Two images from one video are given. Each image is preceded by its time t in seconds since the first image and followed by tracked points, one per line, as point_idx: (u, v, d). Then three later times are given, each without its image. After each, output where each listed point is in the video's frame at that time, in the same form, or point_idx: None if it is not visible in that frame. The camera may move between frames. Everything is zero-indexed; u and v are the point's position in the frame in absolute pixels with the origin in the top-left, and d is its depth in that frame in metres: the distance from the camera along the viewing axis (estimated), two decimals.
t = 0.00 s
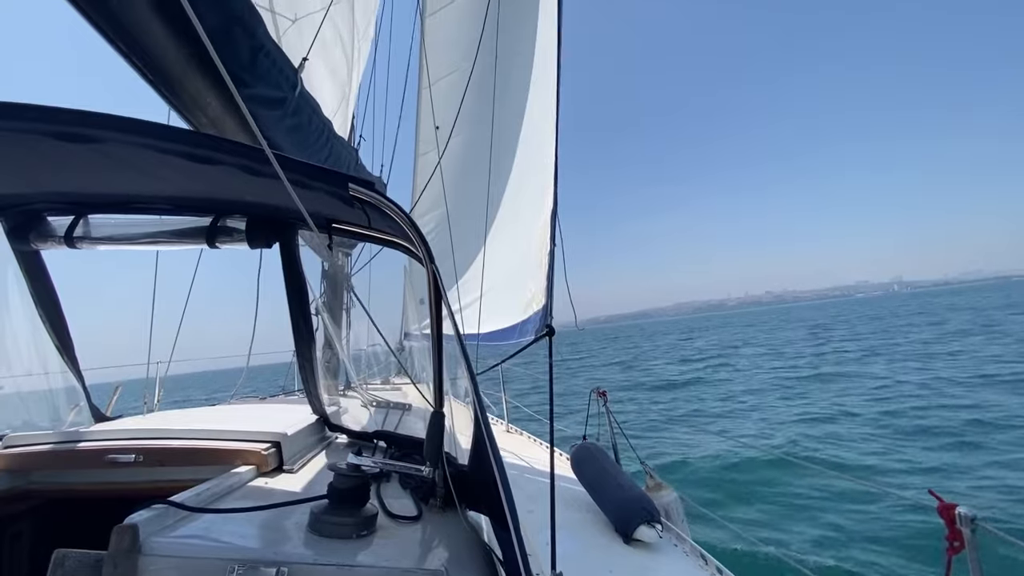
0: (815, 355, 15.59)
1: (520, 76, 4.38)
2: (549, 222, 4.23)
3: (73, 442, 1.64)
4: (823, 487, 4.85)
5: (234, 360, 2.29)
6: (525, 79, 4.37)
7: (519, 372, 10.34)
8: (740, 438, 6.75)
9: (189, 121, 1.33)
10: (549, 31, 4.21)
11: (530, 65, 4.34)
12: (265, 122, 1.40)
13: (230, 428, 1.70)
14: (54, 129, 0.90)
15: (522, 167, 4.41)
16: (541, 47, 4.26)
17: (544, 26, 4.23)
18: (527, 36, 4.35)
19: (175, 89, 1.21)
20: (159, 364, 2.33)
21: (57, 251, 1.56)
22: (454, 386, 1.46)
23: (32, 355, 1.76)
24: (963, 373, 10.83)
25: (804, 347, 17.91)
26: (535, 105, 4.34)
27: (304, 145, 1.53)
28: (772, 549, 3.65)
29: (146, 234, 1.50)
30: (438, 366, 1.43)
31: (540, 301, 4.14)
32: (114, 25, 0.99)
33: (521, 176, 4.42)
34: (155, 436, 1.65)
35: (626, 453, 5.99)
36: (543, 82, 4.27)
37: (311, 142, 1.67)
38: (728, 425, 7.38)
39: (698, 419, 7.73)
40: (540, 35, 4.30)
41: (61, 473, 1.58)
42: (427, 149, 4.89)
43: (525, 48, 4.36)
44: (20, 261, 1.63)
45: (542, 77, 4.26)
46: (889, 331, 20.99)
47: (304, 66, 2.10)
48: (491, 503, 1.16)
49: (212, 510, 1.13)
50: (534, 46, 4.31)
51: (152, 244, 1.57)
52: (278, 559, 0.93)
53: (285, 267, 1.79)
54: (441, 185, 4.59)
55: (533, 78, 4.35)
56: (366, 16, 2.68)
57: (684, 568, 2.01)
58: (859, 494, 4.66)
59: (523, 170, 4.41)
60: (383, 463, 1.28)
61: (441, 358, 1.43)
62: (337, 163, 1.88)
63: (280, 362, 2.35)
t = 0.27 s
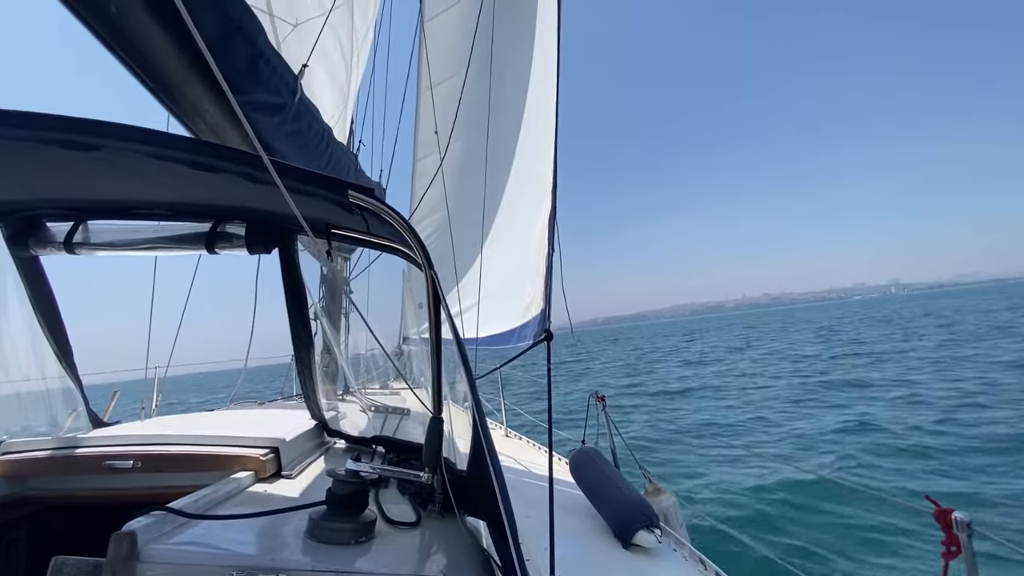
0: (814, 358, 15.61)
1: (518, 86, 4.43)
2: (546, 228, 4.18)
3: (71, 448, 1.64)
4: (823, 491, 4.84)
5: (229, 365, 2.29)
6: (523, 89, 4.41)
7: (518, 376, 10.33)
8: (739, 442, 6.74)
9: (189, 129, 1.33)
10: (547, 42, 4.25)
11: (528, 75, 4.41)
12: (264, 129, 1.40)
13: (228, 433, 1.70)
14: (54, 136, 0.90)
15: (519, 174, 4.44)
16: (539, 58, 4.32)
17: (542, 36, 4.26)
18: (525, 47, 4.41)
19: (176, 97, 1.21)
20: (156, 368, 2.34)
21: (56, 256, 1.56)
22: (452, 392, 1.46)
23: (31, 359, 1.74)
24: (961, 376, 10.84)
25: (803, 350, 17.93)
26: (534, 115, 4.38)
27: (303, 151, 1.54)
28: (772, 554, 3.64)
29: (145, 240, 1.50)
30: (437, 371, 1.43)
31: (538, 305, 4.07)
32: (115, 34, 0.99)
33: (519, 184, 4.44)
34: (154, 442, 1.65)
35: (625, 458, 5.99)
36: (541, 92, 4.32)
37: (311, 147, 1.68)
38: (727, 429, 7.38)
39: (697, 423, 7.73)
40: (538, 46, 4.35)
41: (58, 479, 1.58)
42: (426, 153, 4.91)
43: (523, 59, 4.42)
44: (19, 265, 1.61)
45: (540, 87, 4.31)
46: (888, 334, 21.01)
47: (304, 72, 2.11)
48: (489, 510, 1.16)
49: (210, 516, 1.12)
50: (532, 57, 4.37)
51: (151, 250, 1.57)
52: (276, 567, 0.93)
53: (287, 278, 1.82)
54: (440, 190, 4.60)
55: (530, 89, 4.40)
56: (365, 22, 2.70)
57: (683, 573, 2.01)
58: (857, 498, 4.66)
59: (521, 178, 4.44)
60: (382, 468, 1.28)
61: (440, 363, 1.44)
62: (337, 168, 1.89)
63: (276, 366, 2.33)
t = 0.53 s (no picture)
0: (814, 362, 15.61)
1: (516, 86, 4.36)
2: (544, 231, 4.10)
3: (67, 452, 1.64)
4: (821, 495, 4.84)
5: (228, 367, 2.30)
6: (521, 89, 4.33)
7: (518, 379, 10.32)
8: (738, 446, 6.74)
9: (186, 133, 1.34)
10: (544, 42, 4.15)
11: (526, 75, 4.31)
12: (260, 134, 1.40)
13: (225, 438, 1.70)
14: (52, 142, 0.90)
15: (518, 177, 4.40)
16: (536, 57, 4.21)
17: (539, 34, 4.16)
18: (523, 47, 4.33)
19: (172, 102, 1.22)
20: (155, 371, 2.34)
21: (54, 261, 1.56)
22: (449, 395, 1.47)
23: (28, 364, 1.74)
24: (960, 379, 10.82)
25: (802, 353, 17.92)
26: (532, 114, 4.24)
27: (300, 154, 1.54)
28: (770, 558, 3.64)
29: (141, 244, 1.50)
30: (433, 375, 1.44)
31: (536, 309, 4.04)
32: (111, 40, 1.00)
33: (517, 187, 4.40)
34: (150, 446, 1.65)
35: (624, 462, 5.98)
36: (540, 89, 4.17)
37: (307, 151, 1.68)
38: (725, 433, 7.37)
39: (696, 427, 7.73)
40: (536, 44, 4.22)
41: (54, 484, 1.58)
42: (425, 157, 4.92)
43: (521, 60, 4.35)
44: (16, 270, 1.62)
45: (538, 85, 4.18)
46: (887, 337, 21.00)
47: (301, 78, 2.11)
48: (485, 515, 1.16)
49: (205, 521, 1.12)
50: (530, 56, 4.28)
51: (148, 255, 1.57)
52: (271, 572, 0.93)
53: (286, 285, 1.82)
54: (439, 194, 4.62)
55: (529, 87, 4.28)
56: (363, 26, 2.71)
57: None
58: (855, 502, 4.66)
59: (519, 180, 4.39)
60: (378, 473, 1.28)
61: (436, 367, 1.44)
62: (334, 172, 1.90)
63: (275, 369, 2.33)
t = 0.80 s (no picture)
0: (813, 364, 15.60)
1: (516, 88, 4.35)
2: (544, 234, 4.10)
3: (63, 454, 1.63)
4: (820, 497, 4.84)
5: (229, 366, 2.28)
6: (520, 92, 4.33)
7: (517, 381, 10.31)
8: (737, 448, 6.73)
9: (184, 134, 1.34)
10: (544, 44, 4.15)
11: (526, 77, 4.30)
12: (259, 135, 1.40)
13: (222, 439, 1.70)
14: (47, 142, 0.90)
15: (518, 179, 4.40)
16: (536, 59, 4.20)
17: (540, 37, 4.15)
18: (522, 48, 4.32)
19: (169, 102, 1.21)
20: (153, 371, 2.31)
21: (51, 262, 1.56)
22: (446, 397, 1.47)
23: (26, 366, 1.75)
24: (960, 382, 10.83)
25: (801, 356, 17.92)
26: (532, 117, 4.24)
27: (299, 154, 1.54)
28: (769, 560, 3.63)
29: (138, 245, 1.50)
30: (431, 376, 1.44)
31: (535, 310, 4.06)
32: (109, 42, 1.00)
33: (518, 189, 4.39)
34: (147, 448, 1.65)
35: (623, 464, 5.97)
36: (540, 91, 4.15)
37: (305, 152, 1.68)
38: (724, 435, 7.37)
39: (695, 430, 7.72)
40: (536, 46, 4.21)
41: (50, 486, 1.57)
42: (425, 159, 4.92)
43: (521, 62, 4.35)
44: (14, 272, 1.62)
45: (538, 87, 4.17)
46: (886, 340, 21.00)
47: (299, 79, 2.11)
48: (482, 517, 1.15)
49: (200, 523, 1.12)
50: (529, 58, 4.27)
51: (145, 256, 1.57)
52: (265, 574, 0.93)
53: (283, 285, 1.83)
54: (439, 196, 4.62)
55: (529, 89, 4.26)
56: (361, 29, 2.71)
57: None
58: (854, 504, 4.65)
59: (519, 182, 4.39)
60: (375, 475, 1.28)
61: (434, 368, 1.44)
62: (332, 173, 1.90)
63: (274, 369, 2.30)
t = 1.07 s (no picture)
0: (815, 367, 15.58)
1: (517, 89, 4.35)
2: (544, 235, 4.11)
3: (62, 453, 1.63)
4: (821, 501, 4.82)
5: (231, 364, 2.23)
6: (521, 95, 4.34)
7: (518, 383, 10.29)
8: (737, 450, 6.73)
9: (185, 134, 1.34)
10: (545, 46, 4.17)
11: (527, 79, 4.32)
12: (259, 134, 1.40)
13: (222, 439, 1.70)
14: (46, 140, 0.90)
15: (518, 181, 4.41)
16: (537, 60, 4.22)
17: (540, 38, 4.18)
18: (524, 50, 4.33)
19: (170, 101, 1.21)
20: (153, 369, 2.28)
21: (52, 261, 1.56)
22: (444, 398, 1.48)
23: (26, 365, 1.74)
24: (962, 385, 10.81)
25: (802, 358, 17.88)
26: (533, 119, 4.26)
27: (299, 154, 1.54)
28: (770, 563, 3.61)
29: (138, 245, 1.50)
30: (430, 376, 1.44)
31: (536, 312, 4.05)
32: (110, 41, 1.00)
33: (518, 191, 4.40)
34: (146, 447, 1.64)
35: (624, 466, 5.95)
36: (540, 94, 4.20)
37: (306, 153, 1.68)
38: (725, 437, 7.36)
39: (696, 432, 7.71)
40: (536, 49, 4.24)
41: (49, 484, 1.57)
42: (426, 160, 4.91)
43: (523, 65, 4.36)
44: (14, 271, 1.62)
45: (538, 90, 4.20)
46: (888, 342, 20.97)
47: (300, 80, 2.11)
48: (482, 518, 1.15)
49: (199, 522, 1.12)
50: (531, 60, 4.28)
51: (145, 255, 1.57)
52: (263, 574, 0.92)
53: (284, 287, 1.83)
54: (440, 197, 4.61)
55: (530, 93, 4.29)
56: (362, 30, 2.72)
57: None
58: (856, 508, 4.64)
59: (520, 183, 4.39)
60: (374, 475, 1.28)
61: (434, 368, 1.43)
62: (332, 174, 1.90)
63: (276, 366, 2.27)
